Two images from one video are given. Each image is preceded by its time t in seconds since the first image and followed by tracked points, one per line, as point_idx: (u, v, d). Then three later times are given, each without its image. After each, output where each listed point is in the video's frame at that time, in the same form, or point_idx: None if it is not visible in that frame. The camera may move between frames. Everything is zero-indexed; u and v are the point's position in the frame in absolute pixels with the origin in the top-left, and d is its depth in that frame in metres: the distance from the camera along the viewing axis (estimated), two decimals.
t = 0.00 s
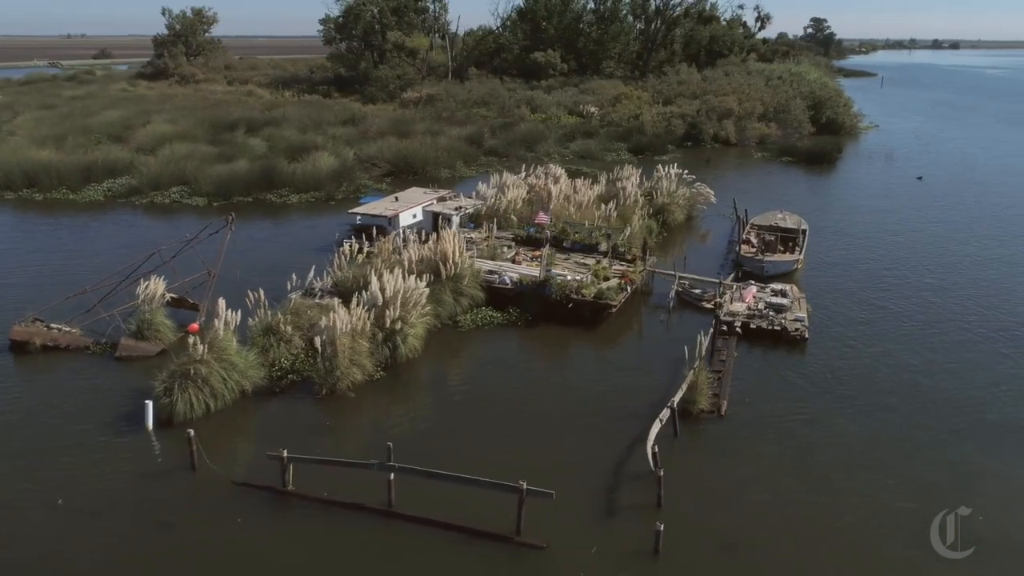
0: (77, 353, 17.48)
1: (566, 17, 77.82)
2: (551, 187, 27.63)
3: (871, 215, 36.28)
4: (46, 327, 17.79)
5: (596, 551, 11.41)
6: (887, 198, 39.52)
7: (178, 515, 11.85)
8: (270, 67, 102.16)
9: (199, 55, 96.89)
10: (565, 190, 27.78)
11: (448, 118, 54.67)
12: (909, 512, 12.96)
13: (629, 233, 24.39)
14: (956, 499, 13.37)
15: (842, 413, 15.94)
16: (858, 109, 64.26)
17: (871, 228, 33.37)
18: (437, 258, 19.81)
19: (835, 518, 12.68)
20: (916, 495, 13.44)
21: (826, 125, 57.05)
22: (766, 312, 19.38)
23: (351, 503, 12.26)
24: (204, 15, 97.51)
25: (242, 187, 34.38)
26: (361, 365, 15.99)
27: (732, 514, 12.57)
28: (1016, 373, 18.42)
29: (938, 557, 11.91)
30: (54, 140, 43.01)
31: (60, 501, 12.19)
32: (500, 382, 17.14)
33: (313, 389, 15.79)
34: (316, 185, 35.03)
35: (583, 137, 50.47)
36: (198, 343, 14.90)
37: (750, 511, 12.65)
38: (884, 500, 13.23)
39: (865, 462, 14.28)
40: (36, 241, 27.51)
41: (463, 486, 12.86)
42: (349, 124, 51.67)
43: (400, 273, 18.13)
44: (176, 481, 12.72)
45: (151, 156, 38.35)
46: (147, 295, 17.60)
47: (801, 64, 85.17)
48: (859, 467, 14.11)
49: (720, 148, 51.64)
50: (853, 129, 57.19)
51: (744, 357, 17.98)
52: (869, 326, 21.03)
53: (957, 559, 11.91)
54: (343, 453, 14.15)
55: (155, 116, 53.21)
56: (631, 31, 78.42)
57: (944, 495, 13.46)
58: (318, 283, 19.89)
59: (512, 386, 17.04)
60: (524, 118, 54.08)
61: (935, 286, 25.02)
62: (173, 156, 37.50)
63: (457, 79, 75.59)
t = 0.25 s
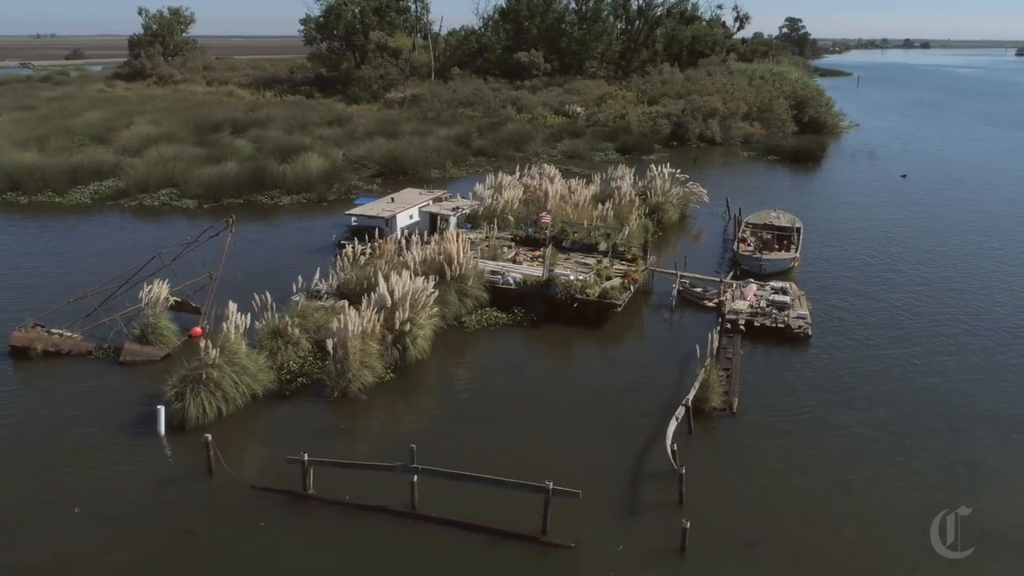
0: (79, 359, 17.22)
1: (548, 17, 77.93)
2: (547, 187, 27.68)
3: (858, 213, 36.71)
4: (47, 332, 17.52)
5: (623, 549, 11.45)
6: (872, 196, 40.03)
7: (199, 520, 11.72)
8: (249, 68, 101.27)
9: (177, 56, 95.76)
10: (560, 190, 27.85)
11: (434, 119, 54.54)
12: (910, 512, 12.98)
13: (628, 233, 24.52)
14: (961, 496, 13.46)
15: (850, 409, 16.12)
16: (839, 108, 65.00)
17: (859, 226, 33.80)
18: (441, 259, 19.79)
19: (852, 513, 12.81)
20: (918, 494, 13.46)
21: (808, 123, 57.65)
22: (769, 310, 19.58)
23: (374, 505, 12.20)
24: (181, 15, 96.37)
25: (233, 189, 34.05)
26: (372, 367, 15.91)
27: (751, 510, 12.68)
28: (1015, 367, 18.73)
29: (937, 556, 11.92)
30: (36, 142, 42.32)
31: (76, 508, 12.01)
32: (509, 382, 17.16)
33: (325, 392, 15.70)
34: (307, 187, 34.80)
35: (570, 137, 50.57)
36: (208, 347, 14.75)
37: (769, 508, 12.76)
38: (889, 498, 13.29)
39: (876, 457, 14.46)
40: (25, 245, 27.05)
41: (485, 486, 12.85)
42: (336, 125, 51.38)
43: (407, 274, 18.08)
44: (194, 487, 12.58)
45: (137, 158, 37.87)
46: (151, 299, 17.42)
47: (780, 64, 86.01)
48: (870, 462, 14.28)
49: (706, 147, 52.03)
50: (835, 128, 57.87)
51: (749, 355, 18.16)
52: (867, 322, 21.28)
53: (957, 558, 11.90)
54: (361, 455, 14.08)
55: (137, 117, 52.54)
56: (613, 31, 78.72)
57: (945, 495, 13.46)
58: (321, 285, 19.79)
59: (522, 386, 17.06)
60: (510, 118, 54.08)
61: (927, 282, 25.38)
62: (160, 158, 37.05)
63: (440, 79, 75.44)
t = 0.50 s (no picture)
0: (81, 363, 17.01)
1: (533, 17, 78.02)
2: (543, 187, 27.72)
3: (846, 211, 37.10)
4: (47, 337, 17.29)
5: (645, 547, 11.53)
6: (859, 194, 40.47)
7: (218, 524, 11.63)
8: (230, 68, 100.47)
9: (156, 56, 94.71)
10: (556, 190, 27.92)
11: (421, 119, 54.37)
12: (909, 511, 12.96)
13: (626, 232, 24.61)
14: (967, 491, 13.57)
15: (856, 404, 16.30)
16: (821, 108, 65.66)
17: (849, 224, 34.18)
18: (444, 260, 19.78)
19: (866, 507, 12.94)
20: (918, 493, 13.45)
21: (793, 123, 58.16)
22: (770, 308, 19.76)
23: (395, 508, 12.16)
24: (160, 15, 95.31)
25: (224, 191, 33.78)
26: (381, 369, 15.85)
27: (768, 506, 12.78)
28: (1012, 361, 19.02)
29: (937, 557, 11.88)
30: (19, 144, 41.72)
31: (91, 514, 11.87)
32: (517, 382, 17.19)
33: (334, 395, 15.65)
34: (299, 188, 34.58)
35: (559, 137, 50.62)
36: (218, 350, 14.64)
37: (783, 504, 12.86)
38: (895, 495, 13.35)
39: (885, 452, 14.61)
40: (15, 250, 26.65)
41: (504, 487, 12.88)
42: (323, 125, 51.10)
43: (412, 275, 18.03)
44: (211, 491, 12.48)
45: (124, 159, 37.44)
46: (153, 302, 17.24)
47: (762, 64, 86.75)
48: (877, 457, 14.41)
49: (693, 147, 52.37)
50: (819, 128, 58.46)
51: (753, 352, 18.31)
52: (864, 319, 21.50)
53: (957, 559, 11.87)
54: (376, 458, 14.03)
55: (121, 118, 51.91)
56: (597, 31, 78.96)
57: (944, 494, 13.41)
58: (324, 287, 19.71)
59: (530, 386, 17.08)
60: (498, 118, 54.07)
61: (919, 278, 25.69)
62: (147, 159, 36.63)
63: (425, 79, 75.30)
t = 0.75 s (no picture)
0: (81, 369, 16.75)
1: (513, 17, 78.04)
2: (537, 186, 27.75)
3: (832, 209, 37.56)
4: (46, 343, 17.02)
5: (668, 544, 11.64)
6: (843, 192, 41.00)
7: (239, 530, 11.53)
8: (207, 68, 99.32)
9: (129, 56, 93.28)
10: (550, 190, 27.98)
11: (406, 119, 54.17)
12: (913, 506, 13.04)
13: (622, 232, 24.74)
14: (975, 483, 13.77)
15: (861, 399, 16.53)
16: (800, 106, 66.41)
17: (835, 222, 34.65)
18: (446, 260, 19.77)
19: (878, 499, 13.13)
20: (923, 487, 13.58)
21: (773, 121, 58.79)
22: (770, 306, 19.99)
23: (417, 510, 12.15)
24: (133, 15, 93.92)
25: (211, 193, 33.44)
26: (389, 370, 15.81)
27: (784, 499, 12.94)
28: (1006, 354, 19.38)
29: (939, 558, 11.81)
30: None
31: (109, 523, 11.74)
32: (524, 382, 17.23)
33: (344, 397, 15.60)
34: (288, 189, 34.30)
35: (544, 136, 50.68)
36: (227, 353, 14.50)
37: (798, 498, 13.02)
38: (904, 489, 13.49)
39: (893, 445, 14.82)
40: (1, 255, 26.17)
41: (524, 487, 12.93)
42: (306, 126, 50.72)
43: (416, 276, 17.99)
44: (229, 497, 12.37)
45: (107, 162, 36.90)
46: (155, 306, 17.03)
47: (740, 63, 87.57)
48: (884, 450, 14.62)
49: (676, 146, 52.75)
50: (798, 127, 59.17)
51: (755, 350, 18.52)
52: (859, 315, 21.81)
53: (958, 559, 11.82)
54: (391, 460, 13.98)
55: (100, 120, 51.10)
56: (578, 31, 79.18)
57: (947, 495, 13.35)
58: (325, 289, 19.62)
59: (537, 386, 17.14)
60: (482, 119, 54.03)
61: (908, 275, 26.09)
62: (131, 161, 36.11)
63: (406, 79, 75.05)
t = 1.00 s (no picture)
0: (80, 374, 16.54)
1: (494, 17, 77.99)
2: (530, 186, 27.81)
3: (816, 207, 38.03)
4: (44, 349, 16.78)
5: (686, 540, 11.76)
6: (826, 190, 41.50)
7: (257, 535, 11.46)
8: (184, 69, 98.15)
9: (104, 57, 91.93)
10: (543, 190, 28.04)
11: (389, 120, 53.97)
12: (919, 497, 13.26)
13: (617, 231, 24.87)
14: (979, 476, 13.97)
15: (862, 394, 16.75)
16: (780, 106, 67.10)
17: (822, 220, 35.08)
18: (446, 261, 19.77)
19: (886, 492, 13.31)
20: (925, 481, 13.73)
21: (754, 121, 59.35)
22: (767, 303, 20.21)
23: (435, 511, 12.15)
24: (107, 15, 92.53)
25: (199, 196, 33.11)
26: (396, 372, 15.76)
27: (796, 493, 13.09)
28: (998, 348, 19.74)
29: (939, 558, 11.79)
30: None
31: (124, 531, 11.63)
32: (529, 382, 17.27)
33: (351, 399, 15.54)
34: (276, 191, 34.03)
35: (529, 136, 50.74)
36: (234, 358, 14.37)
37: (808, 491, 13.20)
38: (909, 481, 13.69)
39: (897, 438, 15.04)
40: None
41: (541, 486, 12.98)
42: (290, 127, 50.36)
43: (418, 277, 17.97)
44: (244, 502, 12.29)
45: (90, 164, 36.38)
46: (155, 310, 16.86)
47: (719, 63, 88.28)
48: (887, 444, 14.85)
49: (660, 146, 53.06)
50: (779, 125, 59.81)
51: (755, 347, 18.72)
52: (852, 311, 22.13)
53: (957, 559, 11.79)
54: (404, 462, 13.95)
55: (79, 121, 50.36)
56: (558, 31, 79.38)
57: (944, 494, 13.32)
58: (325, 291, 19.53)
59: (542, 386, 17.18)
60: (467, 119, 53.98)
61: (896, 271, 26.51)
62: (115, 164, 35.64)
63: (387, 80, 74.75)
